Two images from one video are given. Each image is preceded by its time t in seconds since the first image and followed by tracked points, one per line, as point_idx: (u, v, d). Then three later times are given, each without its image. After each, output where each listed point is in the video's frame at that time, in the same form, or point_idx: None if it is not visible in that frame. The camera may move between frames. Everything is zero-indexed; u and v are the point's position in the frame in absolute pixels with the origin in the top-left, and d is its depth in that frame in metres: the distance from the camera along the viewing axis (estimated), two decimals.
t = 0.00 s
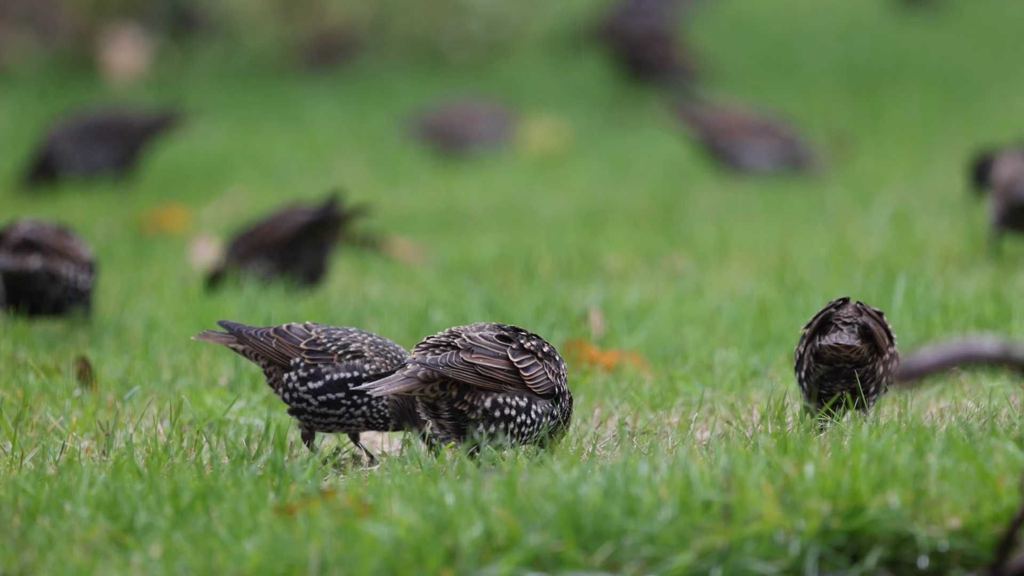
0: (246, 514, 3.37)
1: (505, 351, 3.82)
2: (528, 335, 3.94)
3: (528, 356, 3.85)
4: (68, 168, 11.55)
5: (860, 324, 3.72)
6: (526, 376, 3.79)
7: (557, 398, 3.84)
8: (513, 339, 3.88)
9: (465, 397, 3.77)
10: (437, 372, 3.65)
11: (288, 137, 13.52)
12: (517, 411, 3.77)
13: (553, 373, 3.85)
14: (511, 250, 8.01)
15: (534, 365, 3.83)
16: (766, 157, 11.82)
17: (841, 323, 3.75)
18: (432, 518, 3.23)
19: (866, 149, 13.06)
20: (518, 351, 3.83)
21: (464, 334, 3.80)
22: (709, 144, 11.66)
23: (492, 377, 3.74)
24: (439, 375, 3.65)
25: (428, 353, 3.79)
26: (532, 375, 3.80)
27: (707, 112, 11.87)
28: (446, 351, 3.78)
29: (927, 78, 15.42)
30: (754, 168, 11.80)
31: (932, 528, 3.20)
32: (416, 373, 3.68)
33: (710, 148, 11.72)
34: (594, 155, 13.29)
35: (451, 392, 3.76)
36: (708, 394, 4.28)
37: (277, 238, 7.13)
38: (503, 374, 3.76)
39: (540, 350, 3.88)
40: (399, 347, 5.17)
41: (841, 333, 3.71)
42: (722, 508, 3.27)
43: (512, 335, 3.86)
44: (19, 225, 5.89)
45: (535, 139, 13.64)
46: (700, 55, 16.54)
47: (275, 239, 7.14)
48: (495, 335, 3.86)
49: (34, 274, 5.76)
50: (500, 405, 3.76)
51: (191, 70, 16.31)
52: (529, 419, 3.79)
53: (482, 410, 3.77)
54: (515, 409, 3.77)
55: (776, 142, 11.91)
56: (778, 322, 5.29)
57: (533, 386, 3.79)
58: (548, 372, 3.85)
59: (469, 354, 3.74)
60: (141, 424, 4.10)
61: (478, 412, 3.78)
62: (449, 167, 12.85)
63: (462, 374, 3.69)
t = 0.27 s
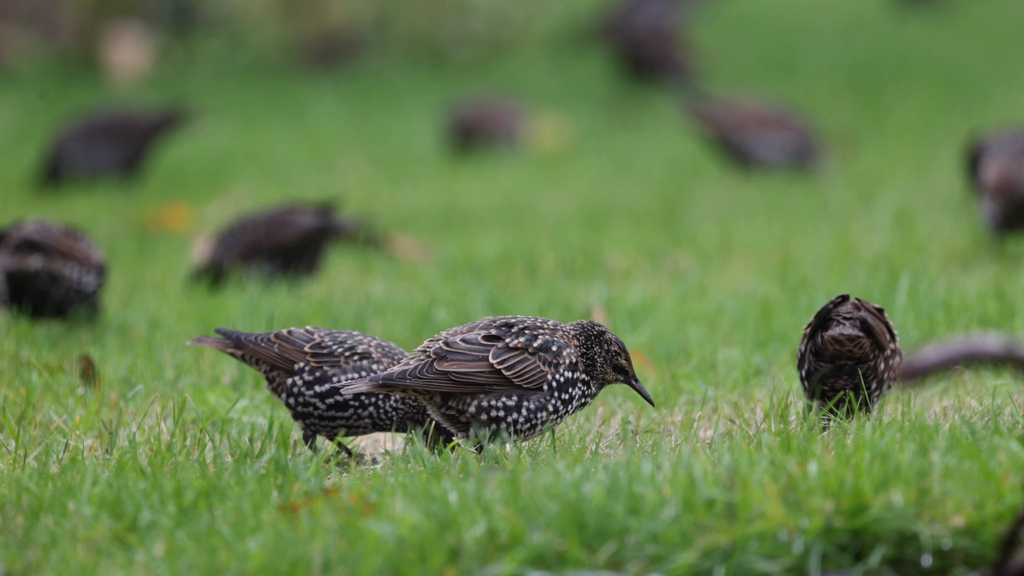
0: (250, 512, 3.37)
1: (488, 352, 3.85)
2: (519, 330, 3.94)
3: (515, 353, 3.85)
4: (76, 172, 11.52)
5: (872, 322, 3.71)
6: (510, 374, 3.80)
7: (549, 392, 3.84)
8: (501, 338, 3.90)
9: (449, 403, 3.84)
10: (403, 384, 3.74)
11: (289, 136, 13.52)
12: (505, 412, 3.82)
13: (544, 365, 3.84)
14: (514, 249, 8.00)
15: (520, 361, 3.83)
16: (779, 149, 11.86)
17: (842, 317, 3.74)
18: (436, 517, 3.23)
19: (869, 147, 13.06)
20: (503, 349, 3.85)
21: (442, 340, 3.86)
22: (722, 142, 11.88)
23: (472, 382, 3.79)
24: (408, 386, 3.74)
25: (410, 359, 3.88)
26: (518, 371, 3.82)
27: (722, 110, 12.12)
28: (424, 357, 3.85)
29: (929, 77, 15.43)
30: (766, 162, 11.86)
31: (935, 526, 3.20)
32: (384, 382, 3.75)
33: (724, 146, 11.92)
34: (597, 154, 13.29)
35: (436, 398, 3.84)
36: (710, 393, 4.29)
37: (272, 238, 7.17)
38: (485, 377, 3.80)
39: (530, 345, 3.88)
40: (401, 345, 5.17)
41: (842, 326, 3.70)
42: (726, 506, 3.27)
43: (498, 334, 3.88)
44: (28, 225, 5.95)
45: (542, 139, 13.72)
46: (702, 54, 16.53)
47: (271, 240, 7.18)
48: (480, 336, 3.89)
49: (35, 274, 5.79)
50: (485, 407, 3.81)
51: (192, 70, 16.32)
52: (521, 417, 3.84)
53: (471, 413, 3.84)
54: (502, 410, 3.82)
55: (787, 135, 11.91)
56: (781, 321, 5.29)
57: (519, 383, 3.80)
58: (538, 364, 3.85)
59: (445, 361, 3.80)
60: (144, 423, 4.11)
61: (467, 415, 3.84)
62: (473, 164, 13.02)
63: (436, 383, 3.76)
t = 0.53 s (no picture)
0: (245, 511, 3.37)
1: (486, 344, 3.87)
2: (523, 328, 3.95)
3: (511, 350, 3.86)
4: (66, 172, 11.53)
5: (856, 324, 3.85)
6: (499, 370, 3.83)
7: (533, 394, 3.85)
8: (504, 333, 3.92)
9: (438, 385, 3.90)
10: (396, 361, 3.83)
11: (286, 135, 13.51)
12: (487, 406, 3.85)
13: (534, 367, 3.85)
14: (510, 247, 8.00)
15: (512, 360, 3.85)
16: (770, 151, 11.83)
17: (830, 327, 3.86)
18: (431, 516, 3.23)
19: (865, 146, 13.06)
20: (500, 345, 3.86)
21: (448, 323, 3.91)
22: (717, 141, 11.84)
23: (462, 370, 3.83)
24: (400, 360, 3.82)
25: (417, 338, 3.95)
26: (508, 369, 3.83)
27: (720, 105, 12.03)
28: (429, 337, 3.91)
29: (925, 75, 15.44)
30: (757, 163, 11.83)
31: (930, 525, 3.20)
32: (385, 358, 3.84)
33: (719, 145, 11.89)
34: (593, 153, 13.29)
35: (427, 377, 3.90)
36: (706, 392, 4.29)
37: (288, 236, 7.19)
38: (475, 368, 3.82)
39: (526, 345, 3.88)
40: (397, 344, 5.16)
41: (832, 338, 3.82)
42: (721, 505, 3.27)
43: (501, 328, 3.90)
44: (42, 223, 5.91)
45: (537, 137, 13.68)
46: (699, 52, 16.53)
47: (285, 237, 7.20)
48: (485, 327, 3.92)
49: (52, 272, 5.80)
50: (469, 398, 3.85)
51: (189, 69, 16.32)
52: (502, 414, 3.86)
53: (457, 402, 3.89)
54: (484, 404, 3.85)
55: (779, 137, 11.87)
56: (777, 320, 5.30)
57: (506, 381, 3.82)
58: (529, 366, 3.86)
59: (441, 344, 3.84)
60: (139, 421, 4.10)
61: (452, 403, 3.89)
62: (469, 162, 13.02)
63: (428, 364, 3.81)
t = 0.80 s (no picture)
0: (244, 513, 3.37)
1: (488, 345, 3.92)
2: (529, 331, 3.99)
3: (512, 352, 3.91)
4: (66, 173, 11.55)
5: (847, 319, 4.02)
6: (498, 371, 3.88)
7: (533, 398, 3.89)
8: (508, 336, 3.96)
9: (440, 383, 3.94)
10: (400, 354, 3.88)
11: (285, 137, 13.52)
12: (484, 408, 3.88)
13: (535, 371, 3.89)
14: (509, 249, 8.00)
15: (512, 362, 3.89)
16: (775, 149, 11.96)
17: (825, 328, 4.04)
18: (430, 517, 3.22)
19: (865, 147, 13.08)
20: (502, 346, 3.91)
21: (453, 322, 3.97)
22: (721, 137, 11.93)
23: (461, 368, 3.88)
24: (402, 354, 3.86)
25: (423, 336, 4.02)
26: (507, 370, 3.88)
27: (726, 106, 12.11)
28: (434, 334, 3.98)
29: (924, 76, 15.46)
30: (762, 161, 11.95)
31: (930, 526, 3.20)
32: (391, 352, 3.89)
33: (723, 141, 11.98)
34: (592, 154, 13.30)
35: (428, 375, 3.94)
36: (706, 393, 4.29)
37: (290, 237, 7.19)
38: (475, 367, 3.88)
39: (529, 350, 3.92)
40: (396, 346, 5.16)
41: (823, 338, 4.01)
42: (720, 506, 3.27)
43: (505, 331, 3.95)
44: (34, 218, 6.06)
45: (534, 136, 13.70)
46: (698, 53, 16.54)
47: (287, 238, 7.19)
48: (491, 329, 3.97)
49: (38, 262, 5.86)
50: (467, 400, 3.90)
51: (188, 69, 16.33)
52: (499, 417, 3.89)
53: (455, 403, 3.93)
54: (482, 406, 3.89)
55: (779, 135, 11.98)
56: (776, 321, 5.30)
57: (504, 383, 3.87)
58: (529, 370, 3.89)
59: (444, 340, 3.90)
60: (138, 423, 4.10)
61: (451, 403, 3.94)
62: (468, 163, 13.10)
63: (430, 359, 3.86)
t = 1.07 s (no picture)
0: (240, 514, 3.37)
1: (482, 346, 3.93)
2: (522, 332, 4.02)
3: (506, 354, 3.93)
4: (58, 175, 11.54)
5: (827, 331, 4.03)
6: (493, 373, 3.89)
7: (530, 400, 3.90)
8: (500, 337, 3.98)
9: (434, 387, 3.94)
10: (393, 360, 3.87)
11: (281, 138, 13.52)
12: (482, 411, 3.88)
13: (530, 372, 3.91)
14: (505, 250, 8.00)
15: (506, 363, 3.91)
16: (781, 146, 12.07)
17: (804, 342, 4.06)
18: (426, 518, 3.22)
19: (861, 147, 13.11)
20: (495, 348, 3.93)
21: (445, 326, 3.98)
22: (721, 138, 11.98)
23: (455, 371, 3.88)
24: (394, 363, 3.86)
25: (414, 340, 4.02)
26: (502, 372, 3.90)
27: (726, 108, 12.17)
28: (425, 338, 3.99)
29: (920, 76, 15.48)
30: (766, 160, 12.03)
31: (926, 527, 3.20)
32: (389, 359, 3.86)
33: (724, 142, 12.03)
34: (589, 154, 13.32)
35: (422, 378, 3.95)
36: (701, 394, 4.30)
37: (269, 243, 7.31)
38: (470, 370, 3.89)
39: (523, 350, 3.94)
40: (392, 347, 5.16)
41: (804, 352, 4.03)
42: (716, 508, 3.26)
43: (498, 332, 3.97)
44: (17, 223, 6.05)
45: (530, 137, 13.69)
46: (694, 53, 16.56)
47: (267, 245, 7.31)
48: (483, 331, 3.99)
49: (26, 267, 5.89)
50: (463, 403, 3.89)
51: (184, 70, 16.31)
52: (498, 419, 3.89)
53: (451, 406, 3.93)
54: (479, 409, 3.89)
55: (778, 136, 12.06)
56: (772, 322, 5.30)
57: (500, 385, 3.88)
58: (524, 371, 3.91)
59: (437, 345, 3.91)
60: (134, 425, 4.10)
61: (448, 407, 3.93)
62: (467, 163, 13.10)
63: (422, 365, 3.86)
